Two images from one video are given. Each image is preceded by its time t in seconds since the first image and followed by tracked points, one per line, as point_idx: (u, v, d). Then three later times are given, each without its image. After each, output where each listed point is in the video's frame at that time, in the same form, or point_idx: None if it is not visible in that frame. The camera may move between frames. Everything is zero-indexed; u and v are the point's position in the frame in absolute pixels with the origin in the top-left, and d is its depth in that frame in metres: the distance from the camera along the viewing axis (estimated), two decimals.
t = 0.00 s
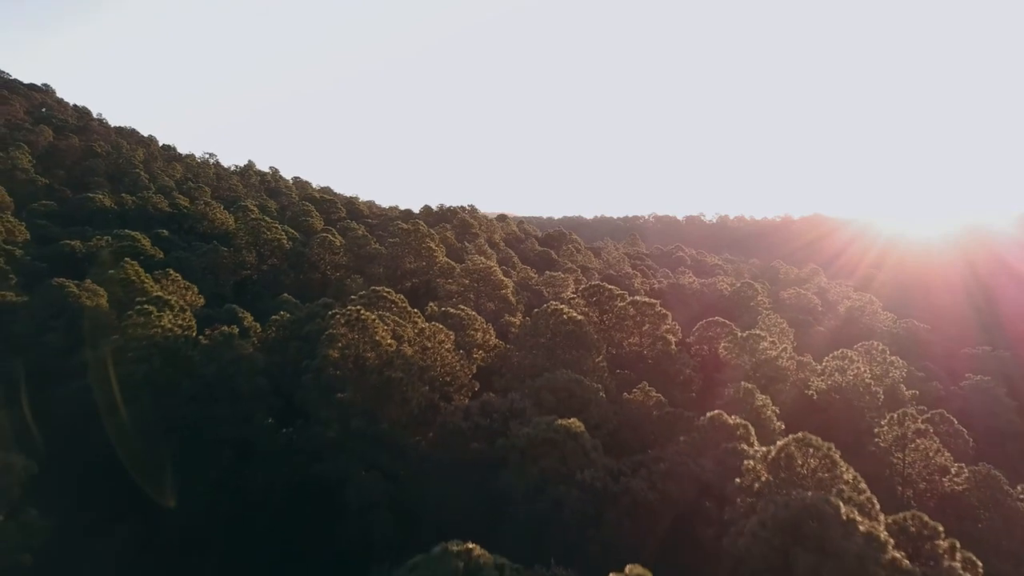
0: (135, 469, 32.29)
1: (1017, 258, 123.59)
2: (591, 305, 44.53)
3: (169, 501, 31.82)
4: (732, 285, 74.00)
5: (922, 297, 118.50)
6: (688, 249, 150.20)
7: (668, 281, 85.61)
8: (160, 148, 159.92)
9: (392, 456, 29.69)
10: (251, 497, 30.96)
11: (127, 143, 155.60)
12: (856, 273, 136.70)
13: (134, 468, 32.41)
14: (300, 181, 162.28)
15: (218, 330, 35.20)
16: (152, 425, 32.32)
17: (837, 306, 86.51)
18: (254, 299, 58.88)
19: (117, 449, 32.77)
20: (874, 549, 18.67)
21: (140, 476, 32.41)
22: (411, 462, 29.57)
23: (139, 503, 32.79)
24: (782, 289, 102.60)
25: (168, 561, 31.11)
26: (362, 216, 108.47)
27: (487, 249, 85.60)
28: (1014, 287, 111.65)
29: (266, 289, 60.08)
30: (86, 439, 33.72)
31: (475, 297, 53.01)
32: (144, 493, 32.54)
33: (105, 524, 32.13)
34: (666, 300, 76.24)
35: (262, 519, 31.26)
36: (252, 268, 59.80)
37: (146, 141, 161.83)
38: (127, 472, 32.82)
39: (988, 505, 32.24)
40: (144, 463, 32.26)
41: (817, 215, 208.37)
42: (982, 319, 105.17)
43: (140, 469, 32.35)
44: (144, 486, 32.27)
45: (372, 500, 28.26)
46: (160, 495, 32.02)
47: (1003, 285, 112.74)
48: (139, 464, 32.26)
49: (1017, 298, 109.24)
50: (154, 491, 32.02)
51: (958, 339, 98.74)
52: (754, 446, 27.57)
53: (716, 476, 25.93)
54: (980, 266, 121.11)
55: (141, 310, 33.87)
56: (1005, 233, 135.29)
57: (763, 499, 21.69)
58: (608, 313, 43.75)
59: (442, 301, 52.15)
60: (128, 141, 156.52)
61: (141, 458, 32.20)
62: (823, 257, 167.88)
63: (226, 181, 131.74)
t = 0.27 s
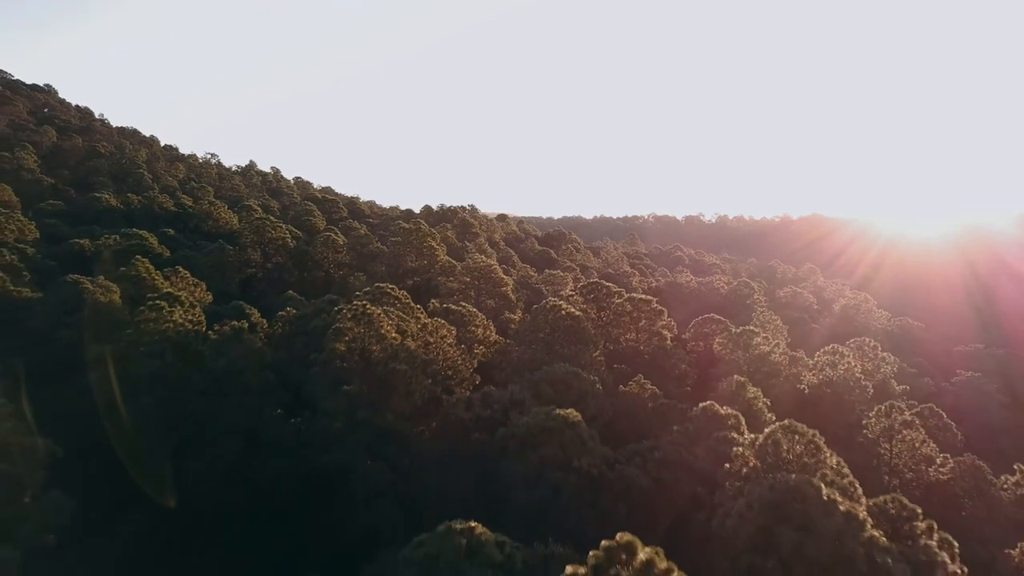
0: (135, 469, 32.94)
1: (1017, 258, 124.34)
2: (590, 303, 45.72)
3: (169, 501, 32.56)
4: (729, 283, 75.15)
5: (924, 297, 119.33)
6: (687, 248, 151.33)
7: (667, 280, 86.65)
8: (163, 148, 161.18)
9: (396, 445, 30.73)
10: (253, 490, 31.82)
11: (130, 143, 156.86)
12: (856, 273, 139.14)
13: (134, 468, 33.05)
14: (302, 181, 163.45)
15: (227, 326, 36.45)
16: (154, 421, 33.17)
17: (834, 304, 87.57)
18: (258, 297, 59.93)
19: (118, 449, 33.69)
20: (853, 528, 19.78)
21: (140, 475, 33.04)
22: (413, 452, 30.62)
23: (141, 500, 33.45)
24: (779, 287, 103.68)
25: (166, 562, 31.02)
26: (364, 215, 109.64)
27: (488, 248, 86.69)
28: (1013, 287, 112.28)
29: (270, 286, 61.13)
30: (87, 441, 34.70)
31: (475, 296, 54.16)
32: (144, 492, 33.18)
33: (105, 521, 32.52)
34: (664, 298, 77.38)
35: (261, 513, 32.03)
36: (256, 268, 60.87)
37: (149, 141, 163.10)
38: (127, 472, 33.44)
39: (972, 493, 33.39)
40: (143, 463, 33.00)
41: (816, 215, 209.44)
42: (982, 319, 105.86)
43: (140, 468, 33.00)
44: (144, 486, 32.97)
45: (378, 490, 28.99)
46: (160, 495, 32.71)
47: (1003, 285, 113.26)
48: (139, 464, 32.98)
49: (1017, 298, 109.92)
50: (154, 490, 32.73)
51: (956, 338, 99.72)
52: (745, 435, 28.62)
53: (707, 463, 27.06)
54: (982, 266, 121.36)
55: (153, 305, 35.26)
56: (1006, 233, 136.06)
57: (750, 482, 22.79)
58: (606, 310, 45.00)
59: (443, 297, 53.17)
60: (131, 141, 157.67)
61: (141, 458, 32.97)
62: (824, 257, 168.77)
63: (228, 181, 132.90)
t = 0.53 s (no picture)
0: (135, 469, 32.99)
1: (1018, 259, 125.19)
2: (588, 299, 47.06)
3: (169, 501, 33.18)
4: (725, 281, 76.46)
5: (925, 296, 120.35)
6: (686, 248, 152.60)
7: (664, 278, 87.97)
8: (166, 149, 162.52)
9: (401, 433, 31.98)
10: (256, 485, 32.68)
11: (133, 143, 158.24)
12: (856, 273, 141.13)
13: (133, 468, 33.05)
14: (303, 181, 164.77)
15: (237, 321, 37.67)
16: (163, 415, 34.09)
17: (829, 302, 88.87)
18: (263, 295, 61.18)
19: (117, 449, 33.60)
20: (831, 505, 21.09)
21: (139, 475, 33.04)
22: (418, 441, 31.79)
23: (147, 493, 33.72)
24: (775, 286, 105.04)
25: (167, 565, 31.97)
26: (365, 215, 111.00)
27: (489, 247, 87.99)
28: (1014, 289, 113.05)
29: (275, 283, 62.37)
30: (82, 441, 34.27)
31: (476, 294, 55.46)
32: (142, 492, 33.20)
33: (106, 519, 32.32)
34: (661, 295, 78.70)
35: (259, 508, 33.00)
36: (261, 266, 62.11)
37: (152, 142, 164.41)
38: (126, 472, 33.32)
39: (954, 481, 34.66)
40: (143, 464, 33.25)
41: (816, 215, 210.63)
42: (982, 319, 106.75)
43: (140, 469, 33.08)
44: (143, 486, 33.01)
45: (385, 476, 30.28)
46: (160, 495, 33.14)
47: (1003, 286, 114.17)
48: (139, 464, 33.15)
49: (1017, 298, 110.78)
50: (154, 490, 33.05)
51: (954, 336, 100.82)
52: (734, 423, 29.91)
53: (697, 448, 28.36)
54: (983, 267, 121.95)
55: (166, 300, 36.57)
56: (1006, 234, 136.93)
57: (737, 464, 24.20)
58: (604, 306, 46.32)
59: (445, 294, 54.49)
60: (134, 142, 158.99)
61: (141, 458, 33.30)
62: (823, 257, 169.99)
63: (231, 181, 134.21)
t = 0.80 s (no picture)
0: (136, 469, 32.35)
1: (1018, 259, 125.97)
2: (586, 296, 48.18)
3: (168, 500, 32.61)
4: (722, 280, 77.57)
5: (925, 296, 121.34)
6: (684, 247, 153.69)
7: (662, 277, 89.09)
8: (168, 149, 163.66)
9: (405, 423, 33.04)
10: (265, 477, 34.07)
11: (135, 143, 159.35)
12: (856, 272, 142.67)
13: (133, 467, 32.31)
14: (304, 182, 165.83)
15: (245, 317, 38.76)
16: (172, 409, 35.42)
17: (825, 300, 89.98)
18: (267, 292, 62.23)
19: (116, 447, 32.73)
20: (814, 487, 22.23)
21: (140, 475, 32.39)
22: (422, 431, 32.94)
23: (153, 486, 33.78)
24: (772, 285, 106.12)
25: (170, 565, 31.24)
26: (366, 214, 112.12)
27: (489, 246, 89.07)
28: (1014, 288, 113.82)
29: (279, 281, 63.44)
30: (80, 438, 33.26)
31: (477, 291, 56.58)
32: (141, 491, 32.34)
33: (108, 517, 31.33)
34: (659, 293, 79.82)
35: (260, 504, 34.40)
36: (266, 264, 63.20)
37: (154, 142, 165.56)
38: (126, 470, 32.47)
39: (940, 471, 35.77)
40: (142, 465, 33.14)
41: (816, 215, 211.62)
42: (983, 319, 107.54)
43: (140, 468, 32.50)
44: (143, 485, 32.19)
45: (390, 465, 31.35)
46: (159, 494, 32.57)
47: (1003, 286, 114.96)
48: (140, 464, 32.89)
49: (1017, 298, 111.57)
50: (154, 489, 32.46)
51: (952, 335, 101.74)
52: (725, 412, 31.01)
53: (690, 437, 29.49)
54: (983, 267, 122.83)
55: (177, 296, 37.71)
56: (1006, 234, 137.86)
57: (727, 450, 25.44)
58: (601, 302, 47.46)
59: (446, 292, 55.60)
60: (137, 142, 160.12)
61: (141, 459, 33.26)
62: (823, 257, 170.98)
63: (233, 181, 135.34)
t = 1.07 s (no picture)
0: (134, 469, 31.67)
1: (1018, 259, 126.83)
2: (584, 293, 49.33)
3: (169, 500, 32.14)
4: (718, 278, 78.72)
5: (925, 296, 122.17)
6: (683, 246, 154.75)
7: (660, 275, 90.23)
8: (170, 149, 164.86)
9: (409, 414, 34.17)
10: (275, 466, 34.92)
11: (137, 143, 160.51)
12: (857, 272, 143.52)
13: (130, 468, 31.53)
14: (305, 182, 166.89)
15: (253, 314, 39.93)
16: (182, 401, 36.36)
17: (821, 298, 91.11)
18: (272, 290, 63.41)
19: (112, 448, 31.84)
20: (800, 472, 23.44)
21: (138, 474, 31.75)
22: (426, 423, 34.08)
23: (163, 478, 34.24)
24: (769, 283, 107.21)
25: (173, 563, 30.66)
26: (367, 213, 113.29)
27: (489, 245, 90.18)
28: (1014, 289, 114.66)
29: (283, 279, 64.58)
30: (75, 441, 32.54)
31: (477, 289, 57.76)
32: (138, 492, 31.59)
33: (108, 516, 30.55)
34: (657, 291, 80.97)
35: (260, 503, 34.62)
36: (270, 263, 64.34)
37: (155, 142, 166.74)
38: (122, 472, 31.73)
39: (926, 462, 36.97)
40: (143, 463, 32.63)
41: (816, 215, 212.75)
42: (984, 320, 108.35)
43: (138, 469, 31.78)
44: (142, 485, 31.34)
45: (395, 454, 32.47)
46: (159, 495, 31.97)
47: (1003, 287, 115.80)
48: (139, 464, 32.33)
49: (1018, 298, 112.35)
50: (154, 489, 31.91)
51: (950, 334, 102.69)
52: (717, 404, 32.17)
53: (684, 427, 30.69)
54: (982, 267, 123.72)
55: (188, 293, 38.91)
56: (1006, 235, 138.72)
57: (717, 438, 26.68)
58: (599, 299, 48.63)
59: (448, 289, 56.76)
60: (139, 142, 161.28)
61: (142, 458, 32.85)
62: (823, 257, 171.90)
63: (236, 181, 136.44)
